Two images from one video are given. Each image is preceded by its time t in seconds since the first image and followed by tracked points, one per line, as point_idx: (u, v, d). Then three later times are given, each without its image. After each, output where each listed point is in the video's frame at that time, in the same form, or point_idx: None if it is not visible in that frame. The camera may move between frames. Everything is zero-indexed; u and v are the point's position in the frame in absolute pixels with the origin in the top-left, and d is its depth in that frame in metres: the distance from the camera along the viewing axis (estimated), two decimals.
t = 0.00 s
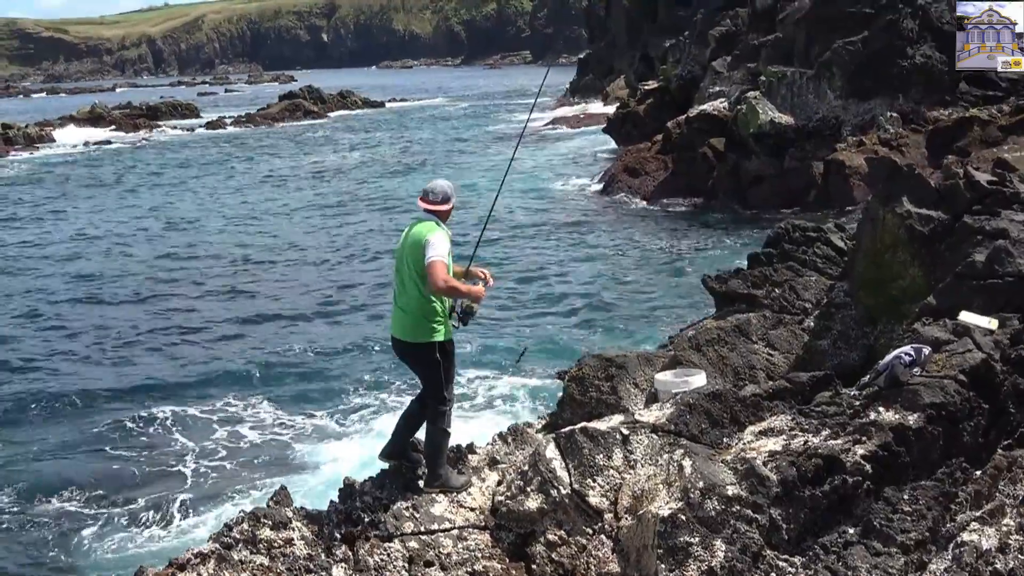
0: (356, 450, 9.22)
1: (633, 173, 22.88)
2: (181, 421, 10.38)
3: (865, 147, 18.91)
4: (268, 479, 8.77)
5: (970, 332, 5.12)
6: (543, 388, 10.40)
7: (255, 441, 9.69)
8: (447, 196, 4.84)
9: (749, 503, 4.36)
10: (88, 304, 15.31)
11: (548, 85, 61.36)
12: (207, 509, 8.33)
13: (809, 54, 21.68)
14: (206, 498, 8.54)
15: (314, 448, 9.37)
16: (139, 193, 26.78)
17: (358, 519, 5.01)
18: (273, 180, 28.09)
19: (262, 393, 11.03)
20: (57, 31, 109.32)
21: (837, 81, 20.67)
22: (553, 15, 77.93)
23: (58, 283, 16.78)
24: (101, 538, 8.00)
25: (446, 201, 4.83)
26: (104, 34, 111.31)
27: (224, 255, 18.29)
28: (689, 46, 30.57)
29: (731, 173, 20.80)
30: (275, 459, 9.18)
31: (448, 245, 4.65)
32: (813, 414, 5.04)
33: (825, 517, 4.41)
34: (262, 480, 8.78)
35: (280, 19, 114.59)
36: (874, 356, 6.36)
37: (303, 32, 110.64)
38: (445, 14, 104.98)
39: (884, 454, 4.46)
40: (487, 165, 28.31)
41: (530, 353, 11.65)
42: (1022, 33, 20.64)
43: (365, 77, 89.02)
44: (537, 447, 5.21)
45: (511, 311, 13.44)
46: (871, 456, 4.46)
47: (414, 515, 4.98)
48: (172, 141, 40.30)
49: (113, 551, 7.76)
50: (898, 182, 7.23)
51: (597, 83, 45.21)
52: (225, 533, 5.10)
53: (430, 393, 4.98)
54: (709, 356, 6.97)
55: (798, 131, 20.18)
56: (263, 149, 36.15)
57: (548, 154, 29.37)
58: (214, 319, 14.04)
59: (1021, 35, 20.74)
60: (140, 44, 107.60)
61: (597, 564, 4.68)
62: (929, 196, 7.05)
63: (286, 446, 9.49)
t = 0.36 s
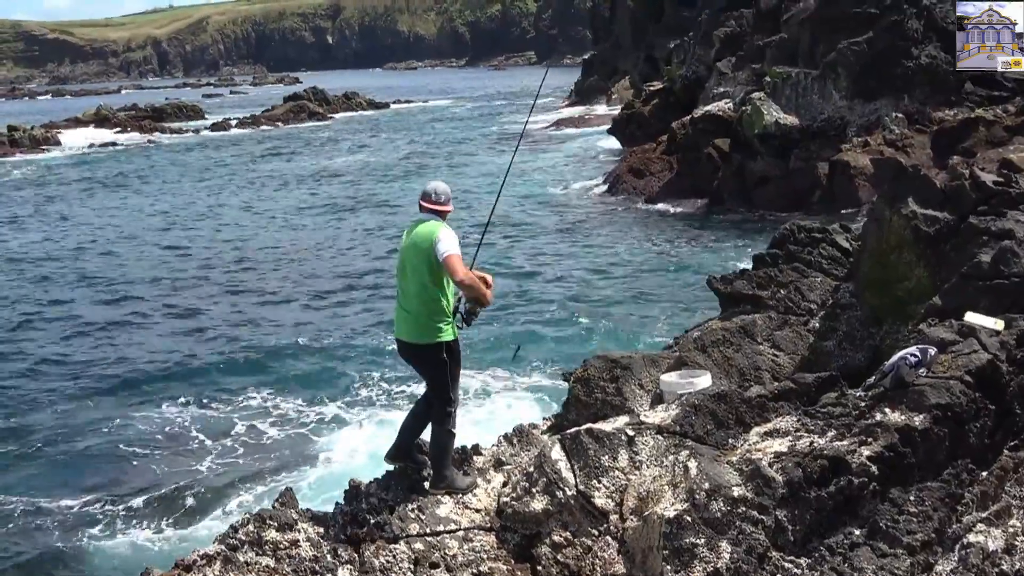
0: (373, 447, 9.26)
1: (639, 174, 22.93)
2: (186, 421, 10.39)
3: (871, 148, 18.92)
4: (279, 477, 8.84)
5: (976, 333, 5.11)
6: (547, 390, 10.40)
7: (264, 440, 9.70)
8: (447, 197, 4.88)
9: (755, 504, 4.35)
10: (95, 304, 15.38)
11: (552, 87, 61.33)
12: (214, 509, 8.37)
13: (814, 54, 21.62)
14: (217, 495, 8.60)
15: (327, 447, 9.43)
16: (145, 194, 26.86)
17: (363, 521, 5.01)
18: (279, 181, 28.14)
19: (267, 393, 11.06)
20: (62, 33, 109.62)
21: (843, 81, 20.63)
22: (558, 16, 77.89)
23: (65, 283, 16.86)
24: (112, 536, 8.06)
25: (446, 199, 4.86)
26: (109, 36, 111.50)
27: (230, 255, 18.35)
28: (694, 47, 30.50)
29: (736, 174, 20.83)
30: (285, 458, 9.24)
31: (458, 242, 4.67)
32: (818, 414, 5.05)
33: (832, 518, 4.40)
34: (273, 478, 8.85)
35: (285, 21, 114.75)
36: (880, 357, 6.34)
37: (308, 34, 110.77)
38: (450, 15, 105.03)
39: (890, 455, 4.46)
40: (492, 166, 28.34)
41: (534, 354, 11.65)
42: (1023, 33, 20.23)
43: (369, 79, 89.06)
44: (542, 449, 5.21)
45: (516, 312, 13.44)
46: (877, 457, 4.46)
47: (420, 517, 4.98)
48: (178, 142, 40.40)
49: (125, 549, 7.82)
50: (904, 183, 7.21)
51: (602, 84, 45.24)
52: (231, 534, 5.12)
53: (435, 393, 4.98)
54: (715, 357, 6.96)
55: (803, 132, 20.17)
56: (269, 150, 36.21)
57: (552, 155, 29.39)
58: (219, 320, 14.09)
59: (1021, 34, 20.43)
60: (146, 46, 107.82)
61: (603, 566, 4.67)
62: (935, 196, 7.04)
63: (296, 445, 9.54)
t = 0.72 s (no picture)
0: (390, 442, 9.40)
1: (645, 176, 22.86)
2: (194, 421, 10.42)
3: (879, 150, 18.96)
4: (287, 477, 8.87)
5: (984, 337, 5.10)
6: (555, 391, 10.41)
7: (272, 441, 9.71)
8: (448, 197, 4.93)
9: (762, 507, 4.35)
10: (104, 303, 15.44)
11: (559, 88, 61.34)
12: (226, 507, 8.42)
13: (823, 57, 21.58)
14: (228, 495, 8.64)
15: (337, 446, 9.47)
16: (154, 194, 26.96)
17: (370, 522, 5.00)
18: (286, 182, 28.22)
19: (277, 393, 11.10)
20: (71, 34, 109.96)
21: (851, 85, 20.48)
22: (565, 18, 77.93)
23: (75, 282, 16.93)
24: (122, 536, 8.04)
25: (446, 200, 4.91)
26: (117, 37, 111.86)
27: (238, 255, 18.42)
28: (702, 50, 30.46)
29: (744, 177, 20.95)
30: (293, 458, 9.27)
31: (467, 239, 4.68)
32: (825, 418, 5.05)
33: (838, 522, 4.40)
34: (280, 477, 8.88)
35: (293, 22, 114.99)
36: (887, 361, 6.31)
37: (315, 35, 110.97)
38: (458, 17, 105.12)
39: (897, 458, 4.47)
40: (499, 167, 28.38)
41: (541, 356, 11.64)
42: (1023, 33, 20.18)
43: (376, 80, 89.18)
44: (549, 451, 5.22)
45: (523, 314, 13.44)
46: (884, 461, 4.46)
47: (426, 518, 4.99)
48: (186, 143, 40.52)
49: (134, 549, 7.82)
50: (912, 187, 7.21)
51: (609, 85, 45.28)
52: (237, 534, 5.14)
53: (443, 396, 4.98)
54: (722, 360, 6.94)
55: (811, 135, 20.18)
56: (276, 151, 36.30)
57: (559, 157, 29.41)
58: (227, 320, 14.14)
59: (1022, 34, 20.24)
60: (154, 46, 108.10)
61: (608, 568, 4.66)
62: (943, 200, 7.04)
63: (304, 444, 9.57)
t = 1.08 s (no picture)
0: (399, 433, 9.74)
1: (654, 178, 22.79)
2: (202, 420, 10.42)
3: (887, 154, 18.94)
4: (286, 486, 8.73)
5: (992, 340, 5.09)
6: (562, 393, 10.42)
7: (272, 446, 9.62)
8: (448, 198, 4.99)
9: (768, 510, 4.37)
10: (113, 301, 15.52)
11: (567, 90, 61.41)
12: (232, 506, 8.44)
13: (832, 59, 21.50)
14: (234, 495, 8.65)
15: (337, 452, 9.37)
16: (163, 193, 27.07)
17: (376, 522, 5.02)
18: (294, 182, 28.31)
19: (285, 391, 11.15)
20: (81, 34, 110.38)
21: (860, 88, 20.53)
22: (574, 20, 78.10)
23: (84, 281, 17.01)
24: (124, 548, 7.90)
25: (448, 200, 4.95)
26: (126, 37, 112.22)
27: (246, 255, 18.49)
28: (711, 52, 30.43)
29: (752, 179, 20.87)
30: (293, 464, 9.17)
31: (476, 235, 4.72)
32: (833, 422, 5.07)
33: (845, 525, 4.39)
34: (279, 486, 8.76)
35: (302, 23, 115.35)
36: (895, 364, 6.28)
37: (324, 35, 111.27)
38: (466, 18, 105.33)
39: (904, 462, 4.47)
40: (507, 168, 28.43)
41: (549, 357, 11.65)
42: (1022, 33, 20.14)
43: (385, 81, 89.40)
44: (555, 453, 5.22)
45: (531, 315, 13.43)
46: (892, 465, 4.47)
47: (433, 519, 4.99)
48: (194, 143, 40.68)
49: (135, 562, 7.68)
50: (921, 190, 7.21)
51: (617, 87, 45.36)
52: (244, 534, 5.18)
53: (454, 396, 5.01)
54: (729, 362, 6.91)
55: (819, 138, 20.20)
56: (284, 151, 36.41)
57: (567, 158, 29.45)
58: (236, 318, 14.20)
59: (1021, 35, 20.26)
60: (163, 47, 108.47)
61: (614, 571, 4.64)
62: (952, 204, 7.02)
63: (305, 449, 9.51)
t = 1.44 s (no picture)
0: (405, 431, 9.77)
1: (660, 179, 22.75)
2: (209, 420, 10.44)
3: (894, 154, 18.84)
4: (278, 493, 8.67)
5: (999, 341, 5.10)
6: (569, 394, 10.43)
7: (263, 452, 9.55)
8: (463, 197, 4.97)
9: (775, 512, 4.36)
10: (120, 302, 15.58)
11: (573, 91, 61.42)
12: (231, 510, 8.41)
13: (839, 60, 21.48)
14: (235, 498, 8.63)
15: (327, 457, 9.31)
16: (170, 194, 27.16)
17: (383, 523, 5.03)
18: (301, 183, 28.37)
19: (293, 391, 11.19)
20: (88, 35, 110.76)
21: (866, 89, 20.40)
22: (580, 21, 78.14)
23: (92, 281, 17.09)
24: (122, 552, 7.85)
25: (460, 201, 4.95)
26: (133, 38, 112.57)
27: (253, 255, 18.55)
28: (718, 52, 30.42)
29: (759, 180, 21.02)
30: (284, 471, 9.11)
31: (488, 238, 4.74)
32: (840, 424, 5.08)
33: (852, 526, 4.39)
34: (271, 492, 8.70)
35: (308, 24, 115.58)
36: (903, 364, 6.26)
37: (331, 37, 111.52)
38: (473, 19, 105.46)
39: (911, 463, 4.47)
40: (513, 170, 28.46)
41: (555, 358, 11.65)
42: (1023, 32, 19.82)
43: (391, 82, 89.51)
44: (562, 454, 5.23)
45: (536, 317, 13.43)
46: (899, 466, 4.46)
47: (439, 520, 5.00)
48: (201, 144, 40.80)
49: (133, 566, 7.63)
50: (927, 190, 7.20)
51: (623, 88, 45.38)
52: (251, 534, 5.20)
53: (461, 398, 5.02)
54: (736, 363, 6.90)
55: (826, 139, 20.22)
56: (291, 152, 36.50)
57: (574, 159, 29.46)
58: (243, 319, 14.25)
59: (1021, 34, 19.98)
60: (170, 48, 108.83)
61: (621, 571, 4.62)
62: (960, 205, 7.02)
63: (294, 454, 9.45)
